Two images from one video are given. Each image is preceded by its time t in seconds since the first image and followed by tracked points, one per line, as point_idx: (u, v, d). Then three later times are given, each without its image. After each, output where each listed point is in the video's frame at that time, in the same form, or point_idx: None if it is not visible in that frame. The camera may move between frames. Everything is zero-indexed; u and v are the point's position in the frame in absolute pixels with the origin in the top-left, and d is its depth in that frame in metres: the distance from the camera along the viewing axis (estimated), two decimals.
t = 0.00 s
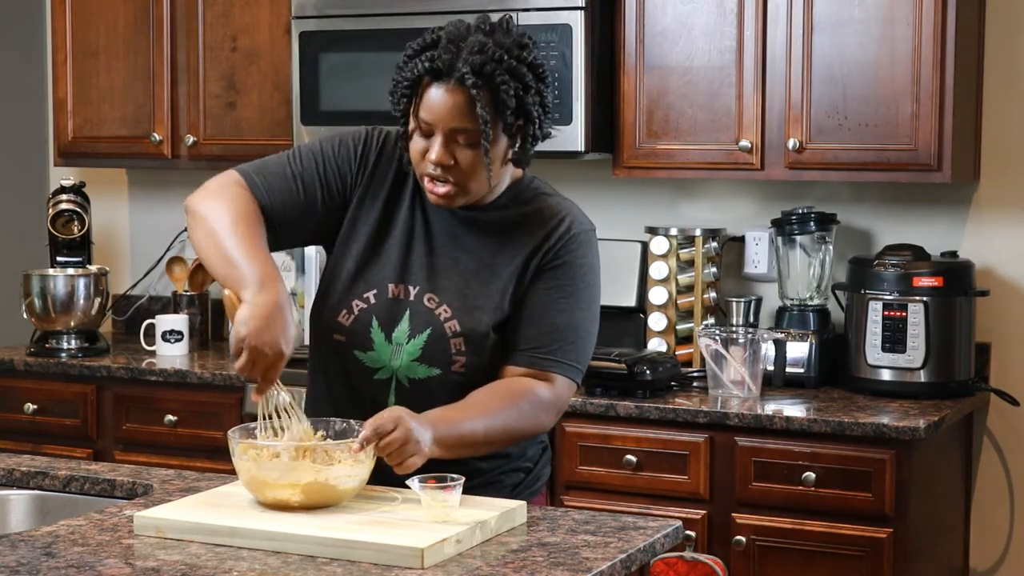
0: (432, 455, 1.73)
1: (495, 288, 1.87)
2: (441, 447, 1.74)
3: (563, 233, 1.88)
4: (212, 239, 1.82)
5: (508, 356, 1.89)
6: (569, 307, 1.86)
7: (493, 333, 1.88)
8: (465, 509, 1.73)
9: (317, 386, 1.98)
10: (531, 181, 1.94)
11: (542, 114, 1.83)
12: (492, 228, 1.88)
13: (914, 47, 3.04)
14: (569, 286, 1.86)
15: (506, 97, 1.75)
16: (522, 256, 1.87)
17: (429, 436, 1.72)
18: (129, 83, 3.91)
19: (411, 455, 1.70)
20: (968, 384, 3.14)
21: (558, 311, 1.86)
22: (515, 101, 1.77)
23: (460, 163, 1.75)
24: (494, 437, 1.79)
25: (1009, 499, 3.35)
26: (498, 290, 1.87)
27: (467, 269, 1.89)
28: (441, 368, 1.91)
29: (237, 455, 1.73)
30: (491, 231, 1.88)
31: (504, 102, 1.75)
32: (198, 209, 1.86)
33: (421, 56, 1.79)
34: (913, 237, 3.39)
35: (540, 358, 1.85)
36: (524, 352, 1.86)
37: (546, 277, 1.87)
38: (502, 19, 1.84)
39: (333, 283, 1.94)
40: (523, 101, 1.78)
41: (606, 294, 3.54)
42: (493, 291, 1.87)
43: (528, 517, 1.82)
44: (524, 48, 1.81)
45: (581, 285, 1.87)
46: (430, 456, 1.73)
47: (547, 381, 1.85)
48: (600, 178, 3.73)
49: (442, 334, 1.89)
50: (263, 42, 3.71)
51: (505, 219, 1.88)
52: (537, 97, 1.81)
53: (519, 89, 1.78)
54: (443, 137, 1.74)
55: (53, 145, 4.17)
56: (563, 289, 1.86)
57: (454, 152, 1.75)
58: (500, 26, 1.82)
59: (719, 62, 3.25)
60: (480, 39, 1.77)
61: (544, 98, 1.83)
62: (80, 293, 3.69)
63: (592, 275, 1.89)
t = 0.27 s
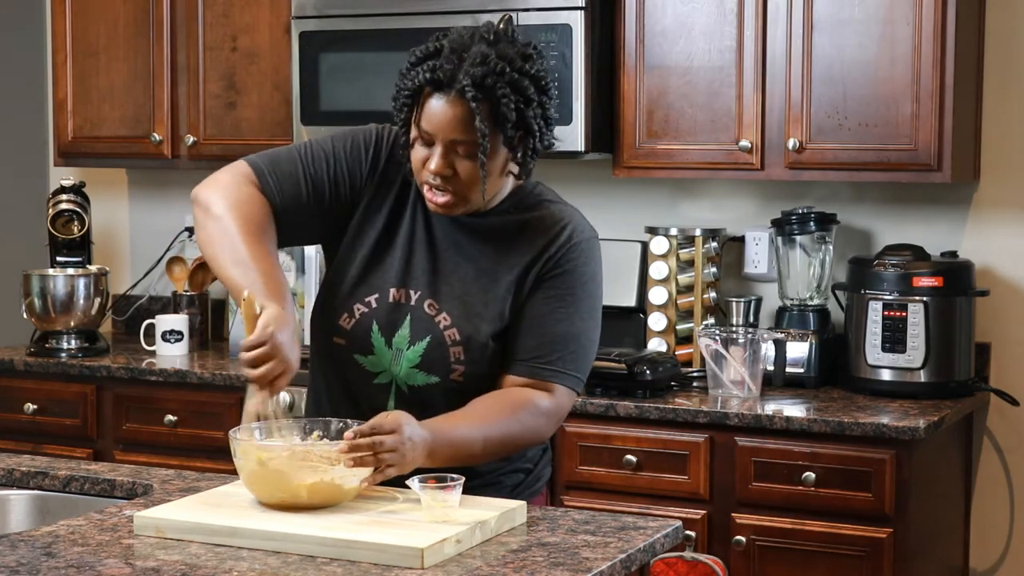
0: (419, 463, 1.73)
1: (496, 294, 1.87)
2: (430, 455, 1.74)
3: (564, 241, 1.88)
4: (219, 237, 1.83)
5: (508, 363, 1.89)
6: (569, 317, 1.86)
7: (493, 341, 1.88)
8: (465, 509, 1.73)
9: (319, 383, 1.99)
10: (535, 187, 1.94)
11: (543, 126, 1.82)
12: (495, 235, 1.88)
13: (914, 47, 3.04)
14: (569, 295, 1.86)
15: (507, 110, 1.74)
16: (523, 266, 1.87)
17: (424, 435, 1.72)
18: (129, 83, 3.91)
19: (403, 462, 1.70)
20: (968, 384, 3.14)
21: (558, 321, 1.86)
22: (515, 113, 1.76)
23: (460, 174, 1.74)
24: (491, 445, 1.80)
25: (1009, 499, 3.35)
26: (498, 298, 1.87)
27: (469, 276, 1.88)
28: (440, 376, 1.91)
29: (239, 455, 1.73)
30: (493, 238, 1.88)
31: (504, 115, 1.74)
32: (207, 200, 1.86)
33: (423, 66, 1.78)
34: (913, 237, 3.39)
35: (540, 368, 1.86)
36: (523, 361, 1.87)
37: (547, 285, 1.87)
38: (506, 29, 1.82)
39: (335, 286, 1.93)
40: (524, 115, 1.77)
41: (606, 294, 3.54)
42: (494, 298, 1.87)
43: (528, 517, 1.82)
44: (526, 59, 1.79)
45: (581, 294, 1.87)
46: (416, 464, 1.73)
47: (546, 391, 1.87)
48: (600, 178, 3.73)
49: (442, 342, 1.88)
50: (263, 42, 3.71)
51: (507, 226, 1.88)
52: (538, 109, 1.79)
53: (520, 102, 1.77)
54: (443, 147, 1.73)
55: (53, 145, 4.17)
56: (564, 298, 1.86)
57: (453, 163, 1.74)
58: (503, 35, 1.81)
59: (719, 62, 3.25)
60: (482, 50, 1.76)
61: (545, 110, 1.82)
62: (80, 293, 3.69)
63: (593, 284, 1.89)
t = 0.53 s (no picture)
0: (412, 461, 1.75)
1: (503, 300, 1.87)
2: (424, 452, 1.76)
3: (572, 251, 1.87)
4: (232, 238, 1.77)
5: (510, 369, 1.90)
6: (573, 328, 1.88)
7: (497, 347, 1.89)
8: (465, 509, 1.73)
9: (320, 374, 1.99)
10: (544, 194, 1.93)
11: (556, 141, 1.79)
12: (504, 240, 1.87)
13: (914, 46, 3.04)
14: (575, 305, 1.87)
15: (519, 126, 1.72)
16: (530, 273, 1.87)
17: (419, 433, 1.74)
18: (129, 83, 3.91)
19: (402, 457, 1.73)
20: (968, 384, 3.14)
21: (563, 331, 1.87)
22: (527, 128, 1.74)
23: (471, 186, 1.74)
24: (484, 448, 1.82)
25: (1009, 499, 3.35)
26: (505, 304, 1.87)
27: (475, 280, 1.88)
28: (445, 380, 1.91)
29: (237, 457, 1.73)
30: (502, 243, 1.87)
31: (516, 130, 1.73)
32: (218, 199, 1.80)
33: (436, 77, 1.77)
34: (913, 237, 3.39)
35: (543, 376, 1.87)
36: (525, 368, 1.88)
37: (552, 294, 1.88)
38: (522, 41, 1.81)
39: (342, 283, 1.93)
40: (537, 130, 1.76)
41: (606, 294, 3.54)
42: (501, 304, 1.87)
43: (528, 517, 1.82)
44: (540, 73, 1.78)
45: (586, 305, 1.88)
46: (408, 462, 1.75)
47: (543, 399, 1.88)
48: (601, 179, 3.73)
49: (449, 347, 1.88)
50: (263, 42, 3.71)
51: (516, 232, 1.87)
52: (551, 124, 1.77)
53: (532, 116, 1.75)
54: (453, 159, 1.73)
55: (53, 145, 4.17)
56: (569, 308, 1.87)
57: (463, 175, 1.73)
58: (518, 48, 1.79)
59: (719, 62, 3.25)
60: (495, 64, 1.74)
61: (558, 125, 1.80)
62: (80, 293, 3.69)
63: (597, 294, 1.90)
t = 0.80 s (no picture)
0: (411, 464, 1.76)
1: (509, 301, 1.87)
2: (422, 456, 1.76)
3: (577, 254, 1.88)
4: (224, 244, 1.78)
5: (515, 370, 1.90)
6: (578, 330, 1.88)
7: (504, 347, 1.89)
8: (465, 509, 1.73)
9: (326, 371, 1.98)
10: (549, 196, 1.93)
11: (562, 138, 1.80)
12: (511, 241, 1.87)
13: (914, 46, 3.04)
14: (581, 307, 1.88)
15: (526, 123, 1.73)
16: (537, 275, 1.87)
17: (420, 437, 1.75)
18: (129, 83, 3.91)
19: (403, 461, 1.73)
20: (968, 384, 3.14)
21: (568, 333, 1.88)
22: (535, 125, 1.75)
23: (479, 183, 1.73)
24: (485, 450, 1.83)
25: (1009, 499, 3.35)
26: (512, 304, 1.87)
27: (483, 280, 1.88)
28: (452, 380, 1.91)
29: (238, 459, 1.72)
30: (509, 244, 1.87)
31: (524, 128, 1.74)
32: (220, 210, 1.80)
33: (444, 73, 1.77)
34: (913, 237, 3.39)
35: (549, 378, 1.87)
36: (531, 369, 1.88)
37: (558, 296, 1.88)
38: (530, 38, 1.81)
39: (351, 282, 1.92)
40: (544, 128, 1.77)
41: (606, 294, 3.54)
42: (507, 304, 1.87)
43: (528, 517, 1.82)
44: (547, 70, 1.78)
45: (591, 307, 1.89)
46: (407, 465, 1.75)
47: (547, 400, 1.89)
48: (601, 179, 3.73)
49: (457, 347, 1.88)
50: (263, 42, 3.71)
51: (523, 234, 1.87)
52: (557, 122, 1.78)
53: (539, 114, 1.76)
54: (461, 156, 1.72)
55: (53, 145, 4.17)
56: (574, 311, 1.88)
57: (471, 171, 1.73)
58: (526, 45, 1.79)
59: (719, 62, 3.25)
60: (504, 61, 1.75)
61: (564, 122, 1.81)
62: (80, 293, 3.69)
63: (602, 297, 1.90)
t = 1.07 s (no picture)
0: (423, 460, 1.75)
1: (510, 294, 1.87)
2: (434, 451, 1.75)
3: (576, 242, 1.87)
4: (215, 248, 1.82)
5: (520, 363, 1.90)
6: (581, 318, 1.87)
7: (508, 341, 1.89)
8: (465, 509, 1.73)
9: (330, 381, 1.98)
10: (544, 187, 1.93)
11: (552, 127, 1.80)
12: (507, 234, 1.88)
13: (914, 46, 3.04)
14: (582, 296, 1.87)
15: (515, 113, 1.73)
16: (536, 266, 1.87)
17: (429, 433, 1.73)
18: (129, 83, 3.91)
19: (409, 456, 1.72)
20: (968, 384, 3.14)
21: (571, 322, 1.87)
22: (524, 115, 1.74)
23: (472, 178, 1.74)
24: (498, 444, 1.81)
25: (1009, 499, 3.35)
26: (512, 297, 1.87)
27: (482, 274, 1.88)
28: (458, 376, 1.91)
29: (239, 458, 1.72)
30: (506, 237, 1.88)
31: (513, 118, 1.73)
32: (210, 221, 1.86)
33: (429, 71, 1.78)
34: (913, 237, 3.39)
35: (554, 369, 1.87)
36: (537, 362, 1.88)
37: (559, 286, 1.88)
38: (513, 29, 1.81)
39: (349, 285, 1.93)
40: (534, 117, 1.76)
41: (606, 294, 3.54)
42: (508, 297, 1.87)
43: (528, 517, 1.82)
44: (533, 60, 1.78)
45: (594, 294, 1.88)
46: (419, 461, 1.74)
47: (556, 392, 1.87)
48: (600, 179, 3.73)
49: (460, 342, 1.88)
50: (263, 41, 3.71)
51: (520, 226, 1.88)
52: (546, 111, 1.77)
53: (528, 104, 1.75)
54: (452, 152, 1.73)
55: (54, 145, 4.17)
56: (577, 299, 1.87)
57: (464, 167, 1.73)
58: (510, 37, 1.80)
59: (719, 62, 3.25)
60: (488, 54, 1.75)
61: (554, 110, 1.80)
62: (80, 293, 3.69)
63: (604, 284, 1.90)
